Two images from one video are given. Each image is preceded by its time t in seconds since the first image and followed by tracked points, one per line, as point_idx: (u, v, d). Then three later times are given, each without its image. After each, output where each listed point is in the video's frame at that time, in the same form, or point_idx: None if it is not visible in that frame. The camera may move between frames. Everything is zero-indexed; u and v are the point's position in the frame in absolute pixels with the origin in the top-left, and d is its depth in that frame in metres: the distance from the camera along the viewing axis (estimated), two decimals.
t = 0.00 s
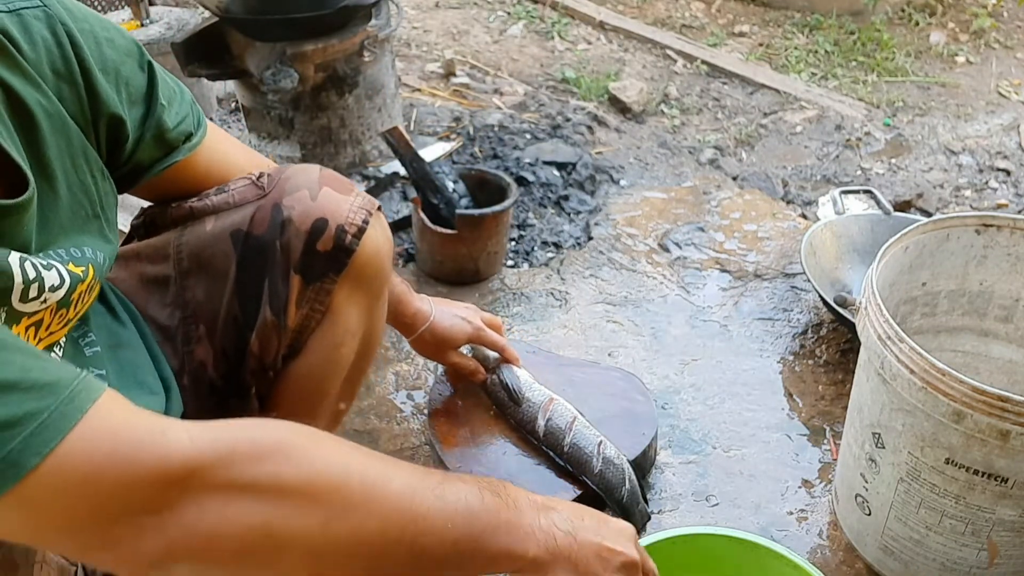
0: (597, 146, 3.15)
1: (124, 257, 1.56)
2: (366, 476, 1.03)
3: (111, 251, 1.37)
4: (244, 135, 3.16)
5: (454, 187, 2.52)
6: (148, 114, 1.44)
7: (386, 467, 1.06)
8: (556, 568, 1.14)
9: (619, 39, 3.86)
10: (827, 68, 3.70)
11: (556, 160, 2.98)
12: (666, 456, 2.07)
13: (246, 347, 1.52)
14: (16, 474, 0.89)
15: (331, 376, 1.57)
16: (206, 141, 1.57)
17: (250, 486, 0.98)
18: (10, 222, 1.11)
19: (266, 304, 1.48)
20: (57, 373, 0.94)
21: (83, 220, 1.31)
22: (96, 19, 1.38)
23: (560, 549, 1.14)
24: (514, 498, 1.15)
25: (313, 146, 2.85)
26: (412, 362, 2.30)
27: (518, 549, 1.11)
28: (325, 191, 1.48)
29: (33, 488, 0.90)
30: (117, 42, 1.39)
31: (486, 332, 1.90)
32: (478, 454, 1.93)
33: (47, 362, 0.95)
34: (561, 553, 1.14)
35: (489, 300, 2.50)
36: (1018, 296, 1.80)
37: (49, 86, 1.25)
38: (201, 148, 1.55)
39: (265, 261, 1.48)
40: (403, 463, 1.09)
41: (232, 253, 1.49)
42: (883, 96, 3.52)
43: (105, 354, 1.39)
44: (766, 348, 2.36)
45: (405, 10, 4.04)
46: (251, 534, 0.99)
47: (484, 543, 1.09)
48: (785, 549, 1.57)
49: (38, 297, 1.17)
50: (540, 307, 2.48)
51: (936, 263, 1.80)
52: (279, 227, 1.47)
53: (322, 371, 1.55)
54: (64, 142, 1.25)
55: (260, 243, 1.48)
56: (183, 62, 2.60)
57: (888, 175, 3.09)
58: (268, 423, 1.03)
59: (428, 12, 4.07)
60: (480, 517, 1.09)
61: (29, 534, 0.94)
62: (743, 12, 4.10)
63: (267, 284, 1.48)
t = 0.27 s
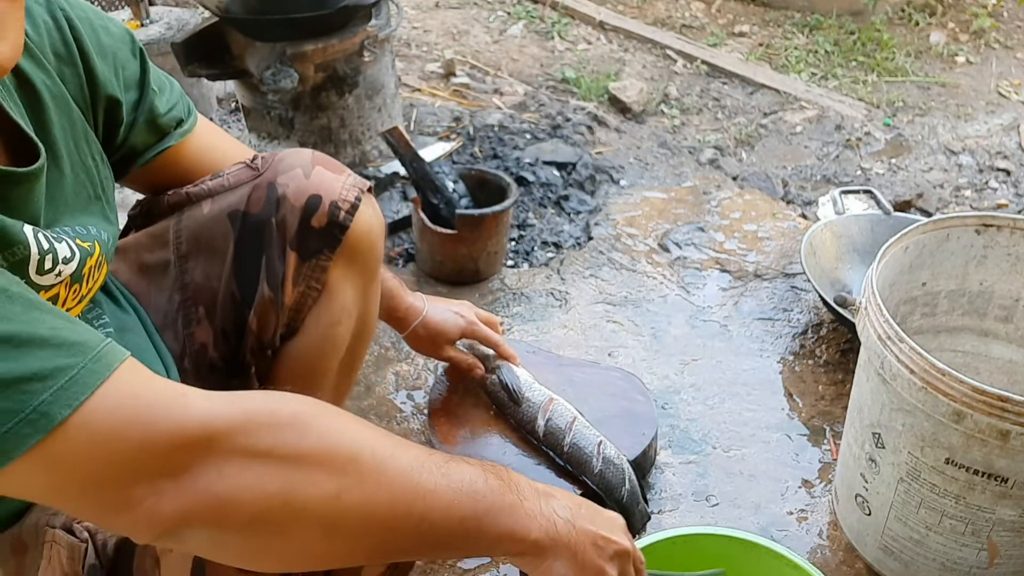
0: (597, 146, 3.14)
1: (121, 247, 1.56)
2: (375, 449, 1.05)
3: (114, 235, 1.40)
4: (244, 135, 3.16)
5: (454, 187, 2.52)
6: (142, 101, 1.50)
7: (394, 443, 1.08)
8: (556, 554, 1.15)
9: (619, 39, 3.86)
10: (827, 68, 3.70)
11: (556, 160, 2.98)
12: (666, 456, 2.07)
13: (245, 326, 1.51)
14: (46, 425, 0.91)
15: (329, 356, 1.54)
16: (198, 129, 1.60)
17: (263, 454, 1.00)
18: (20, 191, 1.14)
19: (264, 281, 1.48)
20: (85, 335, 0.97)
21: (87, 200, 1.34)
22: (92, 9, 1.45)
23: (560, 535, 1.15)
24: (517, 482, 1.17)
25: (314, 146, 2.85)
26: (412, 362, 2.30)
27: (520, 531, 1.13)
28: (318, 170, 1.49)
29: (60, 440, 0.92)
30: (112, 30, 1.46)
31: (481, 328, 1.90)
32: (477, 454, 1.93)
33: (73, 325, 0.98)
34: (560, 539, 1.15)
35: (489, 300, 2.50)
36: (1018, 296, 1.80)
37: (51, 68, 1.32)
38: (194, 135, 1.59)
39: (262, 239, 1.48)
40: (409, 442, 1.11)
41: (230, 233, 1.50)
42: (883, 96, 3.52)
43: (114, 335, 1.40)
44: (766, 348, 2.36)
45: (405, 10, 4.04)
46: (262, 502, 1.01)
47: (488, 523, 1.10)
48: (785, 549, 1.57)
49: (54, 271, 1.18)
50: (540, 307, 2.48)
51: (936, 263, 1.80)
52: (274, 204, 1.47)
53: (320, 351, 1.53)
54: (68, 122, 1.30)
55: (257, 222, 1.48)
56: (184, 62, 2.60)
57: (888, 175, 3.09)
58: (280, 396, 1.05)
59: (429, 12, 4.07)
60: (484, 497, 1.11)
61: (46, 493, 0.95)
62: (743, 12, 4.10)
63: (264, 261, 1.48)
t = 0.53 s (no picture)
0: (597, 146, 3.15)
1: (122, 249, 1.56)
2: (368, 463, 1.05)
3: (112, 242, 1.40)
4: (243, 135, 3.16)
5: (454, 187, 2.52)
6: (143, 106, 1.49)
7: (387, 456, 1.07)
8: (550, 560, 1.16)
9: (619, 39, 3.86)
10: (827, 68, 3.70)
11: (556, 160, 2.98)
12: (666, 456, 2.07)
13: (245, 328, 1.51)
14: (28, 442, 0.90)
15: (330, 359, 1.55)
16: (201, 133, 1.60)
17: (255, 470, 1.00)
18: (17, 200, 1.13)
19: (264, 284, 1.48)
20: (72, 349, 0.96)
21: (85, 208, 1.34)
22: (94, 14, 1.45)
23: (555, 543, 1.16)
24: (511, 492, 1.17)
25: (314, 146, 2.85)
26: (412, 362, 2.30)
27: (514, 542, 1.13)
28: (319, 172, 1.49)
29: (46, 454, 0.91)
30: (114, 35, 1.45)
31: (482, 332, 1.90)
32: (478, 454, 1.93)
33: (64, 338, 0.98)
34: (556, 546, 1.17)
35: (489, 300, 2.50)
36: (1018, 296, 1.80)
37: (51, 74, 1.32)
38: (197, 139, 1.59)
39: (263, 241, 1.48)
40: (403, 454, 1.11)
41: (231, 235, 1.50)
42: (883, 96, 3.52)
43: (108, 342, 1.41)
44: (766, 348, 2.36)
45: (405, 10, 4.04)
46: (254, 518, 1.00)
47: (482, 534, 1.11)
48: (785, 548, 1.57)
49: (48, 279, 1.19)
50: (540, 307, 2.48)
51: (936, 263, 1.80)
52: (275, 206, 1.47)
53: (320, 353, 1.54)
54: (66, 129, 1.30)
55: (258, 224, 1.48)
56: (184, 62, 2.60)
57: (888, 175, 3.09)
58: (271, 410, 1.04)
59: (429, 12, 4.07)
60: (478, 508, 1.11)
61: (37, 510, 0.95)
62: (743, 12, 4.10)
63: (265, 263, 1.48)
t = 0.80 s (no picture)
0: (597, 146, 3.15)
1: (121, 250, 1.55)
2: (363, 469, 1.05)
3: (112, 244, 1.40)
4: (244, 135, 3.17)
5: (454, 187, 2.52)
6: (143, 108, 1.49)
7: (380, 462, 1.08)
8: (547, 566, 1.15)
9: (619, 39, 3.86)
10: (827, 68, 3.70)
11: (556, 160, 2.98)
12: (666, 456, 2.07)
13: (244, 328, 1.51)
14: (19, 451, 0.91)
15: (331, 359, 1.56)
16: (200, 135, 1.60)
17: (249, 477, 1.00)
18: (14, 204, 1.13)
19: (265, 284, 1.48)
20: (66, 357, 0.97)
21: (85, 210, 1.34)
22: (94, 16, 1.45)
23: (552, 547, 1.16)
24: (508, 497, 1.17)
25: (314, 146, 2.85)
26: (412, 362, 2.30)
27: (509, 547, 1.12)
28: (319, 172, 1.49)
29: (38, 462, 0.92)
30: (114, 37, 1.46)
31: (480, 331, 1.90)
32: (478, 454, 1.93)
33: (58, 346, 0.99)
34: (553, 550, 1.16)
35: (489, 300, 2.50)
36: (1018, 296, 1.80)
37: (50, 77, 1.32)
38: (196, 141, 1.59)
39: (263, 242, 1.48)
40: (397, 460, 1.11)
41: (231, 235, 1.49)
42: (883, 96, 3.52)
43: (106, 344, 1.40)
44: (766, 348, 2.36)
45: (405, 11, 4.04)
46: (249, 527, 1.00)
47: (478, 540, 1.10)
48: (785, 548, 1.57)
49: (47, 284, 1.20)
50: (540, 307, 2.48)
51: (936, 263, 1.80)
52: (275, 206, 1.47)
53: (320, 353, 1.54)
54: (65, 132, 1.30)
55: (257, 224, 1.48)
56: (184, 62, 2.60)
57: (888, 175, 3.09)
58: (265, 418, 1.05)
59: (428, 12, 4.07)
60: (473, 512, 1.10)
61: (32, 520, 0.95)
62: (743, 12, 4.10)
63: (265, 264, 1.48)
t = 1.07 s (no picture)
0: (597, 146, 3.14)
1: (120, 249, 1.56)
2: (359, 464, 1.05)
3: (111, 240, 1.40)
4: (244, 135, 3.17)
5: (454, 187, 2.52)
6: (136, 107, 1.49)
7: (375, 455, 1.08)
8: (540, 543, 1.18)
9: (619, 39, 3.86)
10: (827, 68, 3.70)
11: (556, 160, 2.98)
12: (666, 456, 2.07)
13: (243, 326, 1.51)
14: (13, 455, 0.90)
15: (329, 358, 1.56)
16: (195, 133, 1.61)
17: (245, 478, 1.00)
18: (6, 204, 1.13)
19: (262, 282, 1.48)
20: (63, 358, 0.95)
21: (84, 207, 1.34)
22: (85, 15, 1.44)
23: (544, 524, 1.18)
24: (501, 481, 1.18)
25: (314, 146, 2.85)
26: (412, 362, 2.30)
27: (503, 528, 1.14)
28: (316, 171, 1.50)
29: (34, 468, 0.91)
30: (106, 35, 1.45)
31: (480, 330, 1.90)
32: (478, 454, 1.93)
33: (54, 343, 0.97)
34: (546, 527, 1.18)
35: (489, 300, 2.50)
36: (1018, 296, 1.80)
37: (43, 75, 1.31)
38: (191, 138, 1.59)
39: (260, 240, 1.48)
40: (392, 450, 1.11)
41: (228, 233, 1.49)
42: (883, 96, 3.52)
43: (105, 342, 1.41)
44: (766, 348, 2.36)
45: (405, 11, 4.04)
46: (250, 525, 1.01)
47: (471, 523, 1.12)
48: (785, 548, 1.57)
49: (52, 280, 1.21)
50: (540, 307, 2.48)
51: (935, 263, 1.80)
52: (273, 204, 1.47)
53: (318, 351, 1.54)
54: (60, 131, 1.30)
55: (255, 222, 1.48)
56: (183, 62, 2.60)
57: (888, 175, 3.09)
58: (259, 417, 1.04)
59: (428, 12, 4.07)
60: (466, 498, 1.12)
61: (31, 525, 0.95)
62: (743, 12, 4.10)
63: (263, 262, 1.48)
